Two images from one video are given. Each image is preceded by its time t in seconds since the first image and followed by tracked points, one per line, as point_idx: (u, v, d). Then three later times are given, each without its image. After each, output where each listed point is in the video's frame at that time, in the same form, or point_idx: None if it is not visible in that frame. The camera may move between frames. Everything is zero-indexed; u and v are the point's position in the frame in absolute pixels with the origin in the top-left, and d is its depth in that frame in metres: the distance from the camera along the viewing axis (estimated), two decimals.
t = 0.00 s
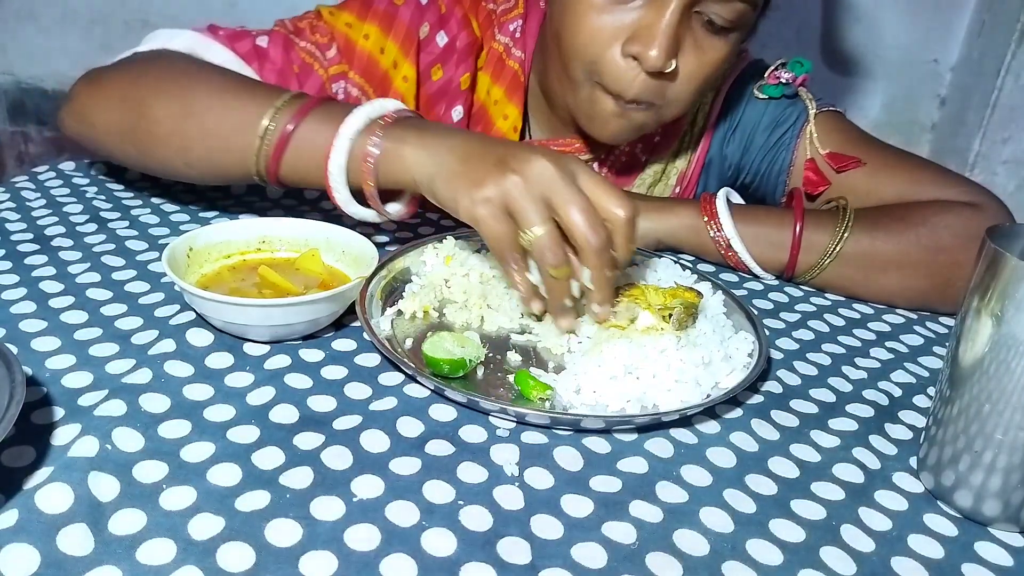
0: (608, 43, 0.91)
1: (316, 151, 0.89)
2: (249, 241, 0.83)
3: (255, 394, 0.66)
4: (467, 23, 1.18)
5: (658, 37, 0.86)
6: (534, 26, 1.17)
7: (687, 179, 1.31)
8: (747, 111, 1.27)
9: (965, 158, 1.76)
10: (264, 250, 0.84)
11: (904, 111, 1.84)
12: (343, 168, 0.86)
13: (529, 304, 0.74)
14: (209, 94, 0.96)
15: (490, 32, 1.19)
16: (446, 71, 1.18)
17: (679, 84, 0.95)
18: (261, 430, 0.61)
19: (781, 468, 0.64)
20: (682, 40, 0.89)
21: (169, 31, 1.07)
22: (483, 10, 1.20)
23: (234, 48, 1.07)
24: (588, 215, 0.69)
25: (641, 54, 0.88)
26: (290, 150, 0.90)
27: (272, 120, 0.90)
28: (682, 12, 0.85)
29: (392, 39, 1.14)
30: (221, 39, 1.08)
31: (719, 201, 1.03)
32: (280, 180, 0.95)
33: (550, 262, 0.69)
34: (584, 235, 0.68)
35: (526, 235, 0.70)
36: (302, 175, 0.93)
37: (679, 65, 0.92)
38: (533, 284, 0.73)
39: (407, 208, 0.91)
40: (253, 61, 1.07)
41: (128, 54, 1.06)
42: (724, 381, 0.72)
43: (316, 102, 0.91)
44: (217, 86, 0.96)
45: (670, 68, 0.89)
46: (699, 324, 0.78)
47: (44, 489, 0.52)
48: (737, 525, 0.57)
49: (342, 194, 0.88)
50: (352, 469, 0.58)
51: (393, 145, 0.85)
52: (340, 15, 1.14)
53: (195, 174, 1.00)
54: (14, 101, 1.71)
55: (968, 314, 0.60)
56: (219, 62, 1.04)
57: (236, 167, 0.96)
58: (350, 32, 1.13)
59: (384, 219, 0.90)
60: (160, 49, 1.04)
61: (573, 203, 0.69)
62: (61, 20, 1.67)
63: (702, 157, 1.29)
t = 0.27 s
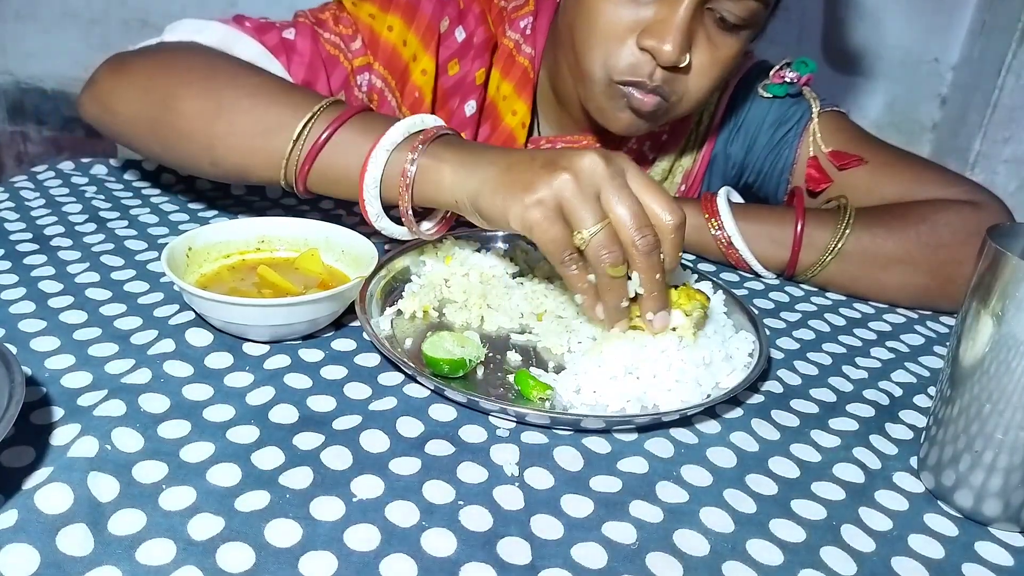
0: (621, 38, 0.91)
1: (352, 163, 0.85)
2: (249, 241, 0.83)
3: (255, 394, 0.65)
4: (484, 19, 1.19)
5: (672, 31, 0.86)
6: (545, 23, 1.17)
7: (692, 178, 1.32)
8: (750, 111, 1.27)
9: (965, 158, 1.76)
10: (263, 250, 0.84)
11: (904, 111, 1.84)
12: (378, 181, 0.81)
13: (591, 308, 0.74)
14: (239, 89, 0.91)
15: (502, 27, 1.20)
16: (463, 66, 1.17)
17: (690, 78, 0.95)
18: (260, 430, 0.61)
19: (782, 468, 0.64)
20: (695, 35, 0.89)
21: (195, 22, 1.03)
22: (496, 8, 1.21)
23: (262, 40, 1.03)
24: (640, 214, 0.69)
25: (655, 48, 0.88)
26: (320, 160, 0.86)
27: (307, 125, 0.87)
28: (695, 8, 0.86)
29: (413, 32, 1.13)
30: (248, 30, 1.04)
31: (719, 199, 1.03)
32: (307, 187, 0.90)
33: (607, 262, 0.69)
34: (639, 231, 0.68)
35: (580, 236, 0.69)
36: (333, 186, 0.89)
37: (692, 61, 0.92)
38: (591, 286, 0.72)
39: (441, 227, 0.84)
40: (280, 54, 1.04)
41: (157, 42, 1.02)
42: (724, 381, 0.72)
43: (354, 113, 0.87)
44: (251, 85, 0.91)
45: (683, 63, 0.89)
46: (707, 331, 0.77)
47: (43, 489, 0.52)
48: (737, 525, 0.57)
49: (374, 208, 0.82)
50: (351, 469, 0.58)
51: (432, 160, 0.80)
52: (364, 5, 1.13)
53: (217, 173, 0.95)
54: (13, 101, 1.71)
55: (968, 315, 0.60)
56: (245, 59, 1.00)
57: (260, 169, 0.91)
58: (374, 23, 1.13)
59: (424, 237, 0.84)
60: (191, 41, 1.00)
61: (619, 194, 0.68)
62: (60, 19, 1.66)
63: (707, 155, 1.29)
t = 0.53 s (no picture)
0: (626, 38, 0.91)
1: (351, 171, 0.85)
2: (249, 241, 0.83)
3: (255, 394, 0.65)
4: (486, 20, 1.19)
5: (677, 35, 0.86)
6: (547, 23, 1.17)
7: (694, 178, 1.32)
8: (751, 111, 1.27)
9: (965, 158, 1.76)
10: (263, 250, 0.84)
11: (904, 111, 1.84)
12: (377, 188, 0.81)
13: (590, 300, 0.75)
14: (240, 94, 0.91)
15: (505, 28, 1.20)
16: (465, 66, 1.17)
17: (693, 83, 0.96)
18: (260, 431, 0.61)
19: (782, 468, 0.64)
20: (700, 39, 0.90)
21: (197, 23, 1.03)
22: (497, 8, 1.21)
23: (266, 42, 1.03)
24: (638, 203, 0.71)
25: (660, 51, 0.88)
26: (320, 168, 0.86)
27: (308, 132, 0.87)
28: (701, 12, 0.86)
29: (417, 31, 1.13)
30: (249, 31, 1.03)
31: (720, 200, 1.03)
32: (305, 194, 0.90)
33: (606, 252, 0.70)
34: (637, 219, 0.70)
35: (582, 227, 0.70)
36: (332, 192, 0.88)
37: (694, 65, 0.93)
38: (591, 277, 0.73)
39: (439, 235, 0.84)
40: (284, 56, 1.04)
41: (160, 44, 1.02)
42: (724, 382, 0.72)
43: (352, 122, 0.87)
44: (252, 92, 0.91)
45: (687, 66, 0.89)
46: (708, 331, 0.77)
47: (43, 489, 0.52)
48: (737, 525, 0.57)
49: (372, 215, 0.82)
50: (351, 469, 0.58)
51: (432, 166, 0.80)
52: (366, 6, 1.12)
53: (216, 177, 0.96)
54: (13, 102, 1.67)
55: (968, 315, 0.60)
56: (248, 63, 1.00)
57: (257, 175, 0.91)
58: (377, 24, 1.12)
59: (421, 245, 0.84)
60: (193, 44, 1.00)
61: (618, 182, 0.70)
62: (61, 20, 1.66)
63: (708, 155, 1.30)
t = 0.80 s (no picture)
0: (623, 34, 0.91)
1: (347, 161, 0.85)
2: (249, 241, 0.83)
3: (255, 394, 0.65)
4: (484, 19, 1.18)
5: (675, 33, 0.86)
6: (546, 24, 1.17)
7: (693, 178, 1.32)
8: (751, 111, 1.27)
9: (966, 158, 1.76)
10: (263, 250, 0.84)
11: (904, 111, 1.84)
12: (375, 177, 0.81)
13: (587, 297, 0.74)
14: (238, 88, 0.92)
15: (503, 27, 1.19)
16: (463, 66, 1.16)
17: (692, 81, 0.96)
18: (260, 431, 0.61)
19: (782, 468, 0.64)
20: (698, 37, 0.90)
21: (195, 24, 1.04)
22: (496, 7, 1.21)
23: (262, 41, 1.03)
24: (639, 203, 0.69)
25: (659, 48, 0.87)
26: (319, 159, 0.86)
27: (305, 124, 0.86)
28: (700, 11, 0.86)
29: (414, 32, 1.12)
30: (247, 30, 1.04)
31: (719, 200, 1.03)
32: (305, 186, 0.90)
33: (607, 249, 0.69)
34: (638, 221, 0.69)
35: (581, 224, 0.69)
36: (331, 183, 0.88)
37: (694, 62, 0.93)
38: (591, 276, 0.72)
39: (439, 224, 0.86)
40: (281, 55, 1.04)
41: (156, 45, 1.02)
42: (724, 381, 0.72)
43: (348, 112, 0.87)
44: (250, 87, 0.92)
45: (686, 63, 0.89)
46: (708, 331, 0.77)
47: (43, 489, 0.52)
48: (737, 525, 0.57)
49: (371, 205, 0.82)
50: (351, 469, 0.58)
51: (429, 154, 0.80)
52: (363, 6, 1.13)
53: (215, 172, 0.95)
54: (13, 101, 1.71)
55: (968, 315, 0.60)
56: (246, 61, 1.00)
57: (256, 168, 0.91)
58: (374, 24, 1.12)
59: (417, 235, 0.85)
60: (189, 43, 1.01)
61: (619, 182, 0.69)
62: (61, 20, 1.66)
63: (707, 155, 1.30)
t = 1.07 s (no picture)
0: (622, 33, 0.91)
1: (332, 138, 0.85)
2: (249, 241, 0.83)
3: (255, 394, 0.65)
4: (481, 19, 1.19)
5: (673, 32, 0.86)
6: (546, 23, 1.15)
7: (693, 177, 1.33)
8: (751, 111, 1.27)
9: (966, 158, 1.76)
10: (263, 250, 0.84)
11: (904, 111, 1.84)
12: (359, 155, 0.83)
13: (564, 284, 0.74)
14: (224, 85, 0.92)
15: (503, 27, 1.19)
16: (460, 66, 1.18)
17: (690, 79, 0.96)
18: (260, 431, 0.61)
19: (782, 468, 0.64)
20: (696, 36, 0.89)
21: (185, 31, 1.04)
22: (495, 8, 1.21)
23: (255, 46, 1.07)
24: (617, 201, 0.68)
25: (657, 46, 0.87)
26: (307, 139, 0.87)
27: (288, 108, 0.87)
28: (698, 9, 0.86)
29: (409, 34, 1.14)
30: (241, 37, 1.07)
31: (719, 200, 1.03)
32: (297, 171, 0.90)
33: (580, 239, 0.68)
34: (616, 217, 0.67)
35: (552, 214, 0.68)
36: (321, 164, 0.89)
37: (693, 60, 0.93)
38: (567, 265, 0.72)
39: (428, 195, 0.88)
40: (273, 59, 1.08)
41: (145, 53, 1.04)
42: (724, 381, 0.72)
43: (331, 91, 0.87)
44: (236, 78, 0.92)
45: (684, 62, 0.89)
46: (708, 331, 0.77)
47: (43, 490, 0.52)
48: (737, 525, 0.57)
49: (360, 180, 0.84)
50: (351, 469, 0.58)
51: (409, 125, 0.82)
52: (357, 10, 1.14)
53: (212, 167, 0.96)
54: (13, 101, 1.69)
55: (968, 315, 0.60)
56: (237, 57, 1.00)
57: (250, 161, 0.92)
58: (368, 28, 1.14)
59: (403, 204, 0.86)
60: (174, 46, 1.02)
61: (593, 175, 0.67)
62: (61, 20, 1.66)
63: (707, 155, 1.30)
